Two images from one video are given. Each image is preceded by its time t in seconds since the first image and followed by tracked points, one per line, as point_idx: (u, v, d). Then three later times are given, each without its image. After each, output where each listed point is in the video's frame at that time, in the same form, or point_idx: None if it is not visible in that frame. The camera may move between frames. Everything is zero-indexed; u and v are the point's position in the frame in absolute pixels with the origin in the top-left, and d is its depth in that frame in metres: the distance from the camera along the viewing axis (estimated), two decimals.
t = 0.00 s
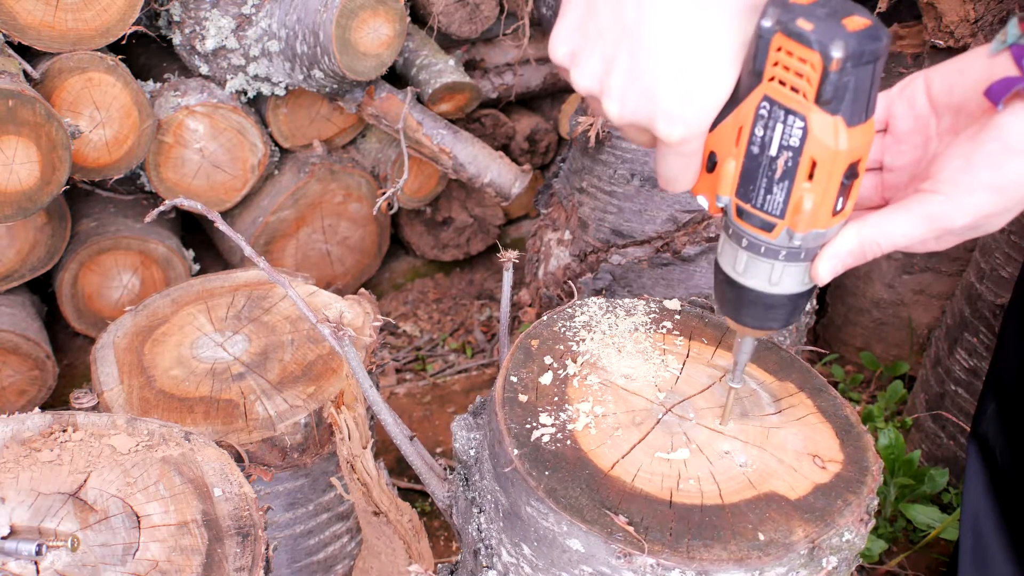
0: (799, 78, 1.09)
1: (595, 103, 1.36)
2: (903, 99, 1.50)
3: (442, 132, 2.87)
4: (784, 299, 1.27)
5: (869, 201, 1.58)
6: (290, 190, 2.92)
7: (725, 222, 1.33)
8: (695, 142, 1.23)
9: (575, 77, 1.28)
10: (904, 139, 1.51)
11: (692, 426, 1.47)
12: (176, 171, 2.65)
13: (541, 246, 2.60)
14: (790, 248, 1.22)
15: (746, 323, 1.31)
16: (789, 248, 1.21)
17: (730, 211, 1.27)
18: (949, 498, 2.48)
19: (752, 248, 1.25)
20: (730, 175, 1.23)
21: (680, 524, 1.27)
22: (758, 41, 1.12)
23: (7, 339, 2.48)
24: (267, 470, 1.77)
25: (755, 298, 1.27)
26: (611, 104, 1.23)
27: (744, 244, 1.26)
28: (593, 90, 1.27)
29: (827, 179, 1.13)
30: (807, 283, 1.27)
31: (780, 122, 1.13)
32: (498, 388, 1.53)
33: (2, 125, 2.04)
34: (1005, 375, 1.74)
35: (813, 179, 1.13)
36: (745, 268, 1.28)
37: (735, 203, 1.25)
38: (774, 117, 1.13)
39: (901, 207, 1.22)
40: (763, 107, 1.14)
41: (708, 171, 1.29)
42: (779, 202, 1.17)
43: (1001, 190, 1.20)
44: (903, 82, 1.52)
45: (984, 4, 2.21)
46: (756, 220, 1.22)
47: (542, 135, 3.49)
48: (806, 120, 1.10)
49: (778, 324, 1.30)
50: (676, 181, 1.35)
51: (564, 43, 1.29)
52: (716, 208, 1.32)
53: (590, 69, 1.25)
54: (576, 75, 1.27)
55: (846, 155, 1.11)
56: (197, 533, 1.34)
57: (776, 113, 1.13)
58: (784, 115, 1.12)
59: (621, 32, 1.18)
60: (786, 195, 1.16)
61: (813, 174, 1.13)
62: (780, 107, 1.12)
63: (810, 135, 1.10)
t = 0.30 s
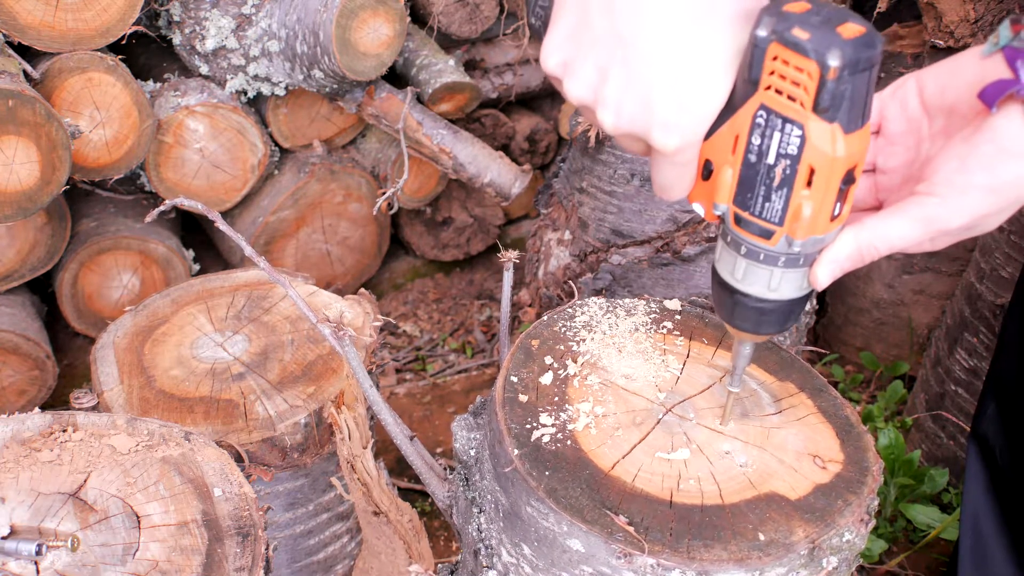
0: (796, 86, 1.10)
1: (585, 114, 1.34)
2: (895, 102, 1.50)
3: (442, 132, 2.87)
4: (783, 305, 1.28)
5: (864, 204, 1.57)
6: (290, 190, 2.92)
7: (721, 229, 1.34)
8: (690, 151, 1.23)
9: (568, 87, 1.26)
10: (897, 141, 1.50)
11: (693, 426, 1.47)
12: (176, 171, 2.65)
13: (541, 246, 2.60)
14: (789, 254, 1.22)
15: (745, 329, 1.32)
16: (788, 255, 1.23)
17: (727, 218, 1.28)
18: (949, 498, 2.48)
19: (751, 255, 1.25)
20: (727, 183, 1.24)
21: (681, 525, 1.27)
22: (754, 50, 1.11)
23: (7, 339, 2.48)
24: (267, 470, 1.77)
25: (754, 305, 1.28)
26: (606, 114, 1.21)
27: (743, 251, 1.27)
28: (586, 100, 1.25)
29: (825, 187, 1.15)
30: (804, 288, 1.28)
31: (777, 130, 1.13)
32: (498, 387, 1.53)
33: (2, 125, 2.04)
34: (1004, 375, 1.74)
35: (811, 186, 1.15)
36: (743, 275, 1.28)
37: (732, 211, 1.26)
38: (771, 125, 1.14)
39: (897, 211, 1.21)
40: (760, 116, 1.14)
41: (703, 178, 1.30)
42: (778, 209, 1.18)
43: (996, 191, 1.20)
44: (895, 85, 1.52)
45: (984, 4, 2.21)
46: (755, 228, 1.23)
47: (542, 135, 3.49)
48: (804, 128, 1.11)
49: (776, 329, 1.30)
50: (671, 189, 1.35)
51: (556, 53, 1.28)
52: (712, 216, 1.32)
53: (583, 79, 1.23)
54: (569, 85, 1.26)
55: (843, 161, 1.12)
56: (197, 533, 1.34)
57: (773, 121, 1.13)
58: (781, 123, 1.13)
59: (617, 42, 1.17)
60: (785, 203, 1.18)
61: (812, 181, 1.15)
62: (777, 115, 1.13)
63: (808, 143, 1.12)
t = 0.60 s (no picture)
0: (796, 98, 1.10)
1: (583, 124, 1.35)
2: (888, 107, 1.51)
3: (442, 133, 2.87)
4: (782, 313, 1.28)
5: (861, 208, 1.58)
6: (290, 190, 2.92)
7: (720, 238, 1.34)
8: (689, 161, 1.23)
9: (565, 97, 1.27)
10: (891, 145, 1.51)
11: (694, 427, 1.47)
12: (176, 171, 2.65)
13: (541, 246, 2.60)
14: (790, 263, 1.22)
15: (745, 338, 1.31)
16: (788, 264, 1.22)
17: (726, 228, 1.28)
18: (950, 499, 2.48)
19: (751, 264, 1.25)
20: (726, 193, 1.24)
21: (682, 525, 1.27)
22: (753, 61, 1.12)
23: (7, 339, 2.48)
24: (267, 470, 1.77)
25: (754, 313, 1.27)
26: (603, 125, 1.22)
27: (742, 261, 1.26)
28: (584, 110, 1.26)
29: (825, 196, 1.14)
30: (803, 296, 1.28)
31: (777, 141, 1.13)
32: (499, 388, 1.53)
33: (2, 125, 2.04)
34: (1003, 376, 1.74)
35: (812, 196, 1.15)
36: (743, 284, 1.28)
37: (732, 220, 1.25)
38: (770, 136, 1.14)
39: (896, 216, 1.23)
40: (760, 127, 1.14)
41: (701, 187, 1.30)
42: (778, 219, 1.18)
43: (994, 196, 1.22)
44: (888, 90, 1.53)
45: (984, 4, 2.21)
46: (754, 238, 1.23)
47: (542, 135, 3.48)
48: (805, 139, 1.11)
49: (775, 338, 1.30)
50: (670, 198, 1.35)
51: (553, 63, 1.29)
52: (711, 225, 1.32)
53: (580, 88, 1.24)
54: (566, 95, 1.26)
55: (844, 171, 1.12)
56: (197, 534, 1.34)
57: (773, 132, 1.13)
58: (781, 134, 1.13)
59: (613, 52, 1.17)
60: (785, 213, 1.17)
61: (812, 192, 1.14)
62: (777, 126, 1.13)
63: (808, 154, 1.11)
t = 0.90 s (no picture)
0: (800, 100, 1.10)
1: (587, 127, 1.34)
2: (890, 110, 1.50)
3: (442, 133, 2.87)
4: (782, 317, 1.28)
5: (861, 212, 1.57)
6: (290, 190, 2.92)
7: (722, 241, 1.34)
8: (692, 164, 1.23)
9: (569, 100, 1.27)
10: (892, 149, 1.51)
11: (694, 426, 1.47)
12: (176, 171, 2.65)
13: (541, 246, 2.60)
14: (791, 267, 1.22)
15: (744, 340, 1.32)
16: (790, 267, 1.22)
17: (728, 231, 1.28)
18: (950, 498, 2.48)
19: (753, 267, 1.25)
20: (729, 196, 1.24)
21: (682, 525, 1.27)
22: (758, 64, 1.11)
23: (7, 339, 2.48)
24: (267, 470, 1.78)
25: (755, 317, 1.28)
26: (608, 128, 1.22)
27: (743, 264, 1.26)
28: (589, 114, 1.26)
29: (828, 198, 1.15)
30: (804, 299, 1.28)
31: (781, 144, 1.14)
32: (499, 387, 1.53)
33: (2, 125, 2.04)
34: (1001, 376, 1.74)
35: (814, 199, 1.15)
36: (744, 287, 1.28)
37: (734, 223, 1.26)
38: (774, 138, 1.14)
39: (896, 221, 1.22)
40: (764, 129, 1.15)
41: (704, 191, 1.30)
42: (780, 222, 1.18)
43: (992, 201, 1.21)
44: (889, 94, 1.52)
45: (984, 4, 2.21)
46: (757, 241, 1.23)
47: (542, 135, 3.48)
48: (808, 141, 1.11)
49: (775, 341, 1.31)
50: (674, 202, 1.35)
51: (557, 67, 1.28)
52: (713, 228, 1.33)
53: (585, 92, 1.24)
54: (570, 99, 1.26)
55: (847, 174, 1.13)
56: (197, 533, 1.34)
57: (776, 135, 1.14)
58: (785, 136, 1.13)
59: (618, 56, 1.17)
60: (788, 216, 1.18)
61: (814, 194, 1.15)
62: (781, 129, 1.13)
63: (812, 156, 1.12)
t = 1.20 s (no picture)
0: (799, 103, 1.10)
1: (586, 131, 1.34)
2: (889, 115, 1.50)
3: (442, 133, 2.87)
4: (783, 319, 1.28)
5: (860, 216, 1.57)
6: (290, 190, 2.92)
7: (721, 244, 1.34)
8: (691, 168, 1.23)
9: (568, 105, 1.26)
10: (890, 153, 1.50)
11: (694, 426, 1.47)
12: (176, 171, 2.65)
13: (541, 246, 2.60)
14: (791, 268, 1.23)
15: (745, 342, 1.32)
16: (789, 268, 1.23)
17: (728, 233, 1.28)
18: (950, 499, 2.48)
19: (753, 269, 1.26)
20: (728, 199, 1.24)
21: (682, 525, 1.27)
22: (756, 68, 1.12)
23: (7, 339, 2.48)
24: (267, 470, 1.78)
25: (756, 319, 1.28)
26: (607, 132, 1.22)
27: (743, 266, 1.27)
28: (588, 118, 1.25)
29: (827, 200, 1.15)
30: (804, 301, 1.29)
31: (779, 146, 1.14)
32: (500, 387, 1.53)
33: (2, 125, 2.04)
34: (1000, 377, 1.73)
35: (813, 201, 1.15)
36: (744, 289, 1.28)
37: (734, 226, 1.26)
38: (773, 141, 1.14)
39: (895, 224, 1.21)
40: (762, 132, 1.15)
41: (703, 195, 1.30)
42: (780, 224, 1.19)
43: (991, 204, 1.20)
44: (888, 99, 1.52)
45: (984, 4, 2.21)
46: (756, 243, 1.23)
47: (542, 135, 3.48)
48: (806, 144, 1.12)
49: (777, 342, 1.31)
50: (673, 205, 1.35)
51: (556, 71, 1.27)
52: (712, 230, 1.33)
53: (585, 97, 1.23)
54: (570, 104, 1.26)
55: (846, 175, 1.13)
56: (197, 533, 1.34)
57: (775, 137, 1.14)
58: (783, 139, 1.13)
59: (617, 60, 1.17)
60: (787, 218, 1.18)
61: (814, 196, 1.15)
62: (779, 131, 1.13)
63: (810, 158, 1.12)
